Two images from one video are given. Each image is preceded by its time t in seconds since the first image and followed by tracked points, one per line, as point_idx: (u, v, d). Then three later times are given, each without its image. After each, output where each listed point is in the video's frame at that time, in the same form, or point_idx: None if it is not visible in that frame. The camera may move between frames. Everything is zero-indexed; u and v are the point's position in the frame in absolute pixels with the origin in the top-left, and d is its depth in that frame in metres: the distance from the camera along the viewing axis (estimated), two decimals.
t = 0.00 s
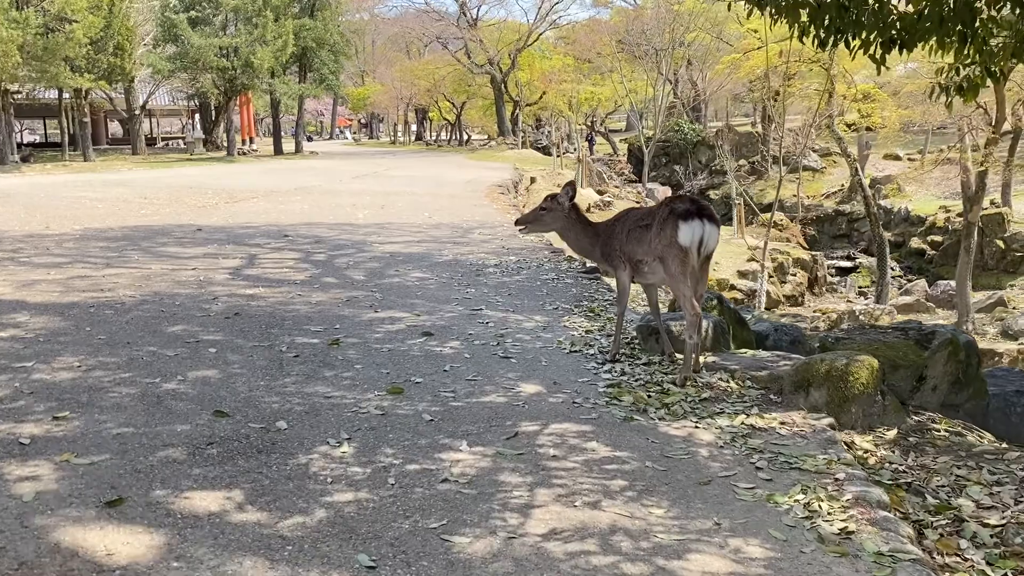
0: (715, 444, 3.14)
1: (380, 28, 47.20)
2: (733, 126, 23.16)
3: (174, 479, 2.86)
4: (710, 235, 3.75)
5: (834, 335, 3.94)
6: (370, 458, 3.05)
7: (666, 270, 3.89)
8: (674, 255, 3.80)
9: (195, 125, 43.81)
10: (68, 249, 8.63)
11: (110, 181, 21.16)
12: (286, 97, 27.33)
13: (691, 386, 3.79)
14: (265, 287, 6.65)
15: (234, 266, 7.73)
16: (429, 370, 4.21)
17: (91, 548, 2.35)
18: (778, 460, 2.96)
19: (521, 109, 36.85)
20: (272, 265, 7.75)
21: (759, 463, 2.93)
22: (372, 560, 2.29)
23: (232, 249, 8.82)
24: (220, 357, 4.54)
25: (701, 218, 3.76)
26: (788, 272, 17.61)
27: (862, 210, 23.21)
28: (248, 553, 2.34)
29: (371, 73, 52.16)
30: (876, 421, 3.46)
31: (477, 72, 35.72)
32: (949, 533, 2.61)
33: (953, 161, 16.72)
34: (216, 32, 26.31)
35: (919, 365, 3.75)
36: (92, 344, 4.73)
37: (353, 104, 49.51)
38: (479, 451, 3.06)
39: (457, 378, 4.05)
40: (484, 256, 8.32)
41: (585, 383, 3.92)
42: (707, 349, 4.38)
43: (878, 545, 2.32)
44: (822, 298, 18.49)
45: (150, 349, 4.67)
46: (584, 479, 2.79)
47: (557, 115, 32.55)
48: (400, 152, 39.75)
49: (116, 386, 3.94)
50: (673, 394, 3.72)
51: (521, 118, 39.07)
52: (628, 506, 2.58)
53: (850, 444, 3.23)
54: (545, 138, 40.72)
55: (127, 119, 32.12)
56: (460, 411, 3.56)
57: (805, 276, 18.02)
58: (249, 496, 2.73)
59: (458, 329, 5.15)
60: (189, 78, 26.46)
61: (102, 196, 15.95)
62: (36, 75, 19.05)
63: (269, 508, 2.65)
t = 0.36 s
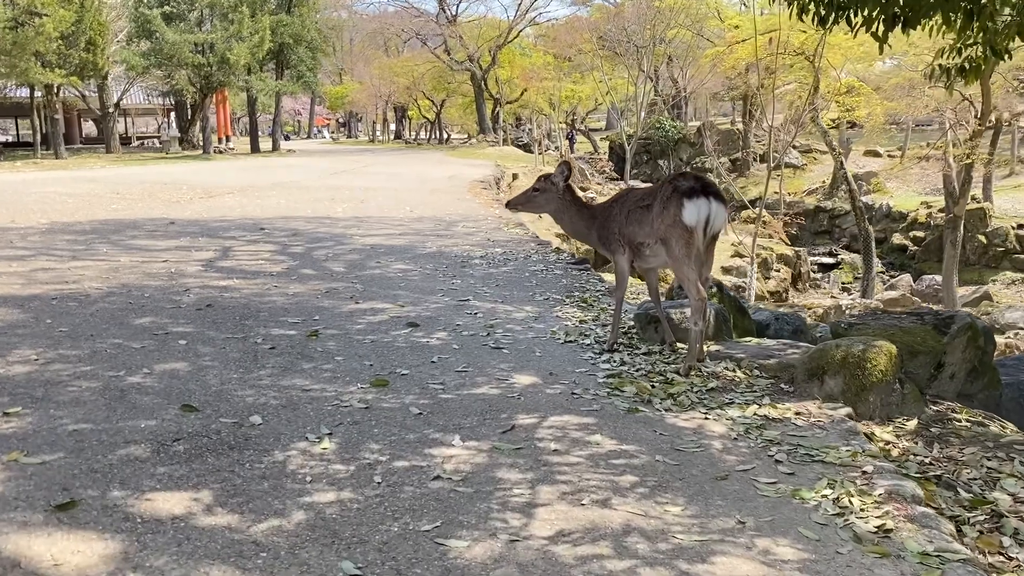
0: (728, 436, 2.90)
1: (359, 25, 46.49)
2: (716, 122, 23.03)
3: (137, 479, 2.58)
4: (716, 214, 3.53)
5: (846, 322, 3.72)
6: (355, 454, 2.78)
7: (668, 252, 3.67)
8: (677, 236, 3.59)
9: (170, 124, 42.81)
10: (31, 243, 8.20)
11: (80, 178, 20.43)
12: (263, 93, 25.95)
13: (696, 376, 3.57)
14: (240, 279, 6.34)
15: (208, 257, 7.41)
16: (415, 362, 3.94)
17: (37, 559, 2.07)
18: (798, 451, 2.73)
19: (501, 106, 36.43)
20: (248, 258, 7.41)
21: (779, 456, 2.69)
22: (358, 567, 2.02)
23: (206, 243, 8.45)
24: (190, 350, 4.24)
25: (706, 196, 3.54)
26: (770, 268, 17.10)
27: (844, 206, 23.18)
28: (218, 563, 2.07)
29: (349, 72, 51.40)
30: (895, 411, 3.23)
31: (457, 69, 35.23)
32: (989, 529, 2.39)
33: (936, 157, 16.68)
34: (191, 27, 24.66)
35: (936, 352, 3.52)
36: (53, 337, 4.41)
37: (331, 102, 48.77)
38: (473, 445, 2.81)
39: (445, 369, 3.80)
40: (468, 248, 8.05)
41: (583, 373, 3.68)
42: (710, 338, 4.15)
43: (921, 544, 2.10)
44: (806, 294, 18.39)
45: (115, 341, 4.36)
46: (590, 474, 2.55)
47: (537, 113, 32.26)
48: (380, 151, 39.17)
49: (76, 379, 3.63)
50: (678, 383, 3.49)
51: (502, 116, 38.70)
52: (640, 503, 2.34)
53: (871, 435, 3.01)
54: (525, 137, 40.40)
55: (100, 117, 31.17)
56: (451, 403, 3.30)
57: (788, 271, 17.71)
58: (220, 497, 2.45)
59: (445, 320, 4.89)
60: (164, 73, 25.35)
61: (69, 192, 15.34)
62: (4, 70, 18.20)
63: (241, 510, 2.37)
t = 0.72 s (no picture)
0: (729, 429, 2.71)
1: (338, 22, 45.93)
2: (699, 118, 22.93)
3: (87, 482, 2.35)
4: (712, 196, 3.36)
5: (846, 309, 3.56)
6: (328, 452, 2.57)
7: (661, 237, 3.50)
8: (671, 220, 3.41)
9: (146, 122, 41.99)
10: None
11: (52, 175, 19.82)
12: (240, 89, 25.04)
13: (691, 367, 3.39)
14: (212, 272, 6.09)
15: (179, 251, 7.13)
16: (395, 355, 3.73)
17: None
18: (803, 444, 2.56)
19: (482, 103, 36.10)
20: (222, 251, 7.13)
21: (784, 450, 2.51)
22: None
23: (178, 237, 8.16)
24: (155, 343, 3.99)
25: (701, 177, 3.37)
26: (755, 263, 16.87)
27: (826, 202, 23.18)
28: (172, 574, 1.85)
29: (329, 69, 50.77)
30: (900, 401, 3.08)
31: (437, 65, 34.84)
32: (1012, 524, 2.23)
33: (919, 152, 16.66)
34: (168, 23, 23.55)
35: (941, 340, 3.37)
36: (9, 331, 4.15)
37: (311, 99, 48.14)
38: (456, 441, 2.61)
39: (426, 362, 3.58)
40: (450, 241, 7.84)
41: (572, 366, 3.49)
42: (703, 329, 3.97)
43: (946, 543, 1.92)
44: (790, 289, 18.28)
45: (74, 335, 4.11)
46: (583, 472, 2.35)
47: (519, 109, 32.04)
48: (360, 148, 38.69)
49: (29, 375, 3.38)
50: (672, 375, 3.31)
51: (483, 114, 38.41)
52: (638, 501, 2.15)
53: (878, 427, 2.84)
54: (507, 134, 40.13)
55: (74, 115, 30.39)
56: (432, 397, 3.09)
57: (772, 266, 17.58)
58: (177, 501, 2.22)
59: (426, 312, 4.68)
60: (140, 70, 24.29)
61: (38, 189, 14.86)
62: None
63: (201, 515, 2.15)
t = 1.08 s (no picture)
0: (725, 444, 2.53)
1: (314, 20, 45.38)
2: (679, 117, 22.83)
3: (16, 516, 2.10)
4: (703, 194, 3.18)
5: (843, 313, 3.40)
6: (292, 476, 2.35)
7: (648, 238, 3.32)
8: (661, 220, 3.23)
9: (119, 122, 41.15)
10: None
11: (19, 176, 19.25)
12: (215, 89, 24.50)
13: (683, 375, 3.20)
14: (178, 276, 5.82)
15: (145, 254, 6.84)
16: (369, 364, 3.51)
17: None
18: (806, 462, 2.37)
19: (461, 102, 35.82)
20: (190, 254, 6.85)
21: (786, 468, 2.33)
22: None
23: (146, 239, 7.85)
24: (110, 354, 3.73)
25: (692, 175, 3.19)
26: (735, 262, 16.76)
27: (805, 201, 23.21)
28: None
29: (305, 69, 50.20)
30: (903, 411, 2.92)
31: (415, 64, 34.50)
32: None
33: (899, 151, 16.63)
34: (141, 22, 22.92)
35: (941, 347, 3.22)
36: None
37: (287, 98, 47.52)
38: (431, 462, 2.39)
39: (400, 372, 3.36)
40: (428, 242, 7.61)
41: (556, 375, 3.28)
42: (692, 333, 3.79)
43: None
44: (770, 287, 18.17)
45: (23, 345, 3.84)
46: (572, 496, 2.14)
47: (498, 108, 31.80)
48: (338, 148, 38.23)
49: None
50: (664, 385, 3.11)
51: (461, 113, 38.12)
52: (634, 531, 1.95)
53: (882, 439, 2.68)
54: (485, 133, 39.85)
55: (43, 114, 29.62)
56: (406, 411, 2.87)
57: (753, 264, 17.46)
58: (118, 536, 1.99)
59: (401, 317, 4.46)
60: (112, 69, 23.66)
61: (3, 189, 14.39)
62: None
63: (145, 554, 1.92)
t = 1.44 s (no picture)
0: (743, 471, 2.34)
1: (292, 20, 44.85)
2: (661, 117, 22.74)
3: None
4: (710, 200, 3.00)
5: (855, 325, 3.24)
6: (272, 515, 2.13)
7: (651, 246, 3.13)
8: (666, 227, 3.04)
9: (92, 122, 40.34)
10: None
11: None
12: (191, 89, 23.99)
13: (690, 393, 3.00)
14: (149, 284, 5.54)
15: (116, 260, 6.56)
16: (353, 381, 3.29)
17: None
18: (831, 491, 2.19)
19: (441, 102, 35.53)
20: (162, 260, 6.55)
21: (812, 499, 2.15)
22: None
23: (117, 243, 7.54)
24: (75, 372, 3.47)
25: (698, 180, 3.00)
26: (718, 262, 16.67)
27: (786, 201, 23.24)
28: None
29: (282, 69, 49.61)
30: (924, 429, 2.75)
31: (394, 64, 34.14)
32: None
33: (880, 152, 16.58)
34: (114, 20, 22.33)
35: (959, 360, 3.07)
36: None
37: (264, 98, 46.93)
38: (425, 497, 2.18)
39: (387, 390, 3.15)
40: (411, 246, 7.38)
41: (554, 394, 3.07)
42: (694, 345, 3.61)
43: None
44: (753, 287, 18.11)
45: None
46: (582, 536, 1.94)
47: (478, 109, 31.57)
48: (316, 148, 37.76)
49: None
50: (671, 403, 2.91)
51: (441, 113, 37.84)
52: None
53: (907, 461, 2.51)
54: (465, 133, 39.61)
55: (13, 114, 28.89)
56: (395, 436, 2.65)
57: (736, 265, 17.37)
58: None
59: (386, 328, 4.23)
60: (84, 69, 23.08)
61: None
62: None
63: None
